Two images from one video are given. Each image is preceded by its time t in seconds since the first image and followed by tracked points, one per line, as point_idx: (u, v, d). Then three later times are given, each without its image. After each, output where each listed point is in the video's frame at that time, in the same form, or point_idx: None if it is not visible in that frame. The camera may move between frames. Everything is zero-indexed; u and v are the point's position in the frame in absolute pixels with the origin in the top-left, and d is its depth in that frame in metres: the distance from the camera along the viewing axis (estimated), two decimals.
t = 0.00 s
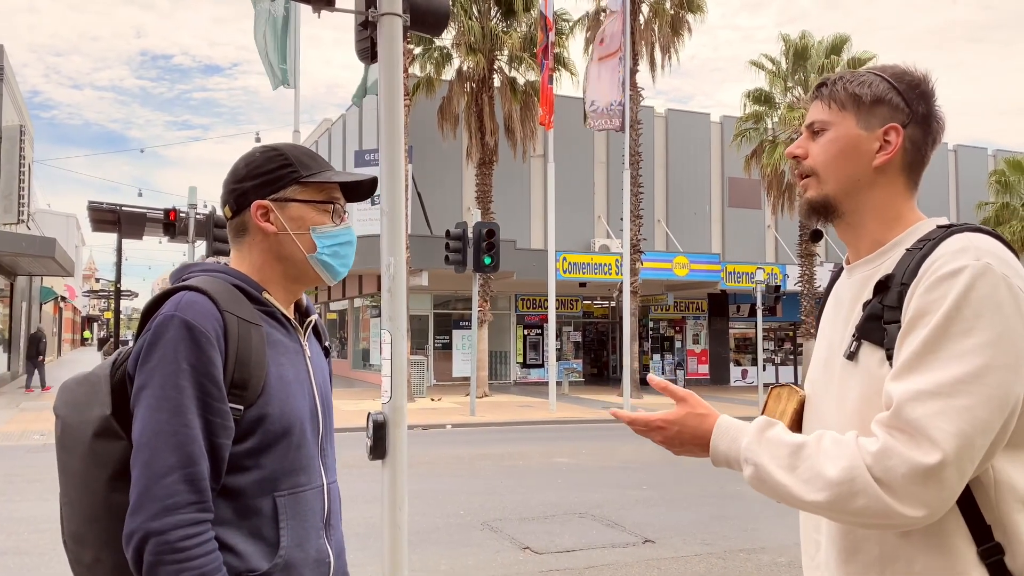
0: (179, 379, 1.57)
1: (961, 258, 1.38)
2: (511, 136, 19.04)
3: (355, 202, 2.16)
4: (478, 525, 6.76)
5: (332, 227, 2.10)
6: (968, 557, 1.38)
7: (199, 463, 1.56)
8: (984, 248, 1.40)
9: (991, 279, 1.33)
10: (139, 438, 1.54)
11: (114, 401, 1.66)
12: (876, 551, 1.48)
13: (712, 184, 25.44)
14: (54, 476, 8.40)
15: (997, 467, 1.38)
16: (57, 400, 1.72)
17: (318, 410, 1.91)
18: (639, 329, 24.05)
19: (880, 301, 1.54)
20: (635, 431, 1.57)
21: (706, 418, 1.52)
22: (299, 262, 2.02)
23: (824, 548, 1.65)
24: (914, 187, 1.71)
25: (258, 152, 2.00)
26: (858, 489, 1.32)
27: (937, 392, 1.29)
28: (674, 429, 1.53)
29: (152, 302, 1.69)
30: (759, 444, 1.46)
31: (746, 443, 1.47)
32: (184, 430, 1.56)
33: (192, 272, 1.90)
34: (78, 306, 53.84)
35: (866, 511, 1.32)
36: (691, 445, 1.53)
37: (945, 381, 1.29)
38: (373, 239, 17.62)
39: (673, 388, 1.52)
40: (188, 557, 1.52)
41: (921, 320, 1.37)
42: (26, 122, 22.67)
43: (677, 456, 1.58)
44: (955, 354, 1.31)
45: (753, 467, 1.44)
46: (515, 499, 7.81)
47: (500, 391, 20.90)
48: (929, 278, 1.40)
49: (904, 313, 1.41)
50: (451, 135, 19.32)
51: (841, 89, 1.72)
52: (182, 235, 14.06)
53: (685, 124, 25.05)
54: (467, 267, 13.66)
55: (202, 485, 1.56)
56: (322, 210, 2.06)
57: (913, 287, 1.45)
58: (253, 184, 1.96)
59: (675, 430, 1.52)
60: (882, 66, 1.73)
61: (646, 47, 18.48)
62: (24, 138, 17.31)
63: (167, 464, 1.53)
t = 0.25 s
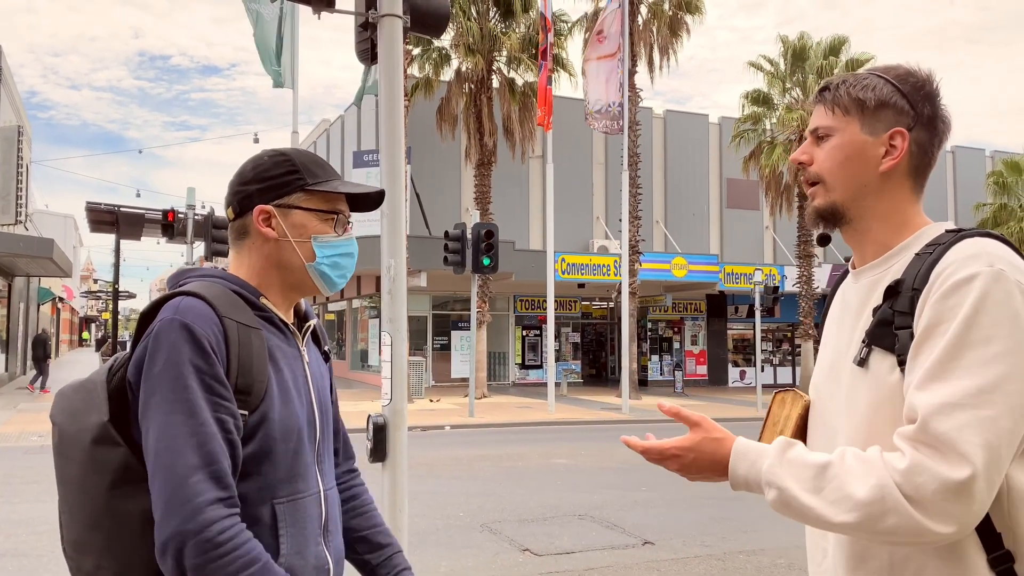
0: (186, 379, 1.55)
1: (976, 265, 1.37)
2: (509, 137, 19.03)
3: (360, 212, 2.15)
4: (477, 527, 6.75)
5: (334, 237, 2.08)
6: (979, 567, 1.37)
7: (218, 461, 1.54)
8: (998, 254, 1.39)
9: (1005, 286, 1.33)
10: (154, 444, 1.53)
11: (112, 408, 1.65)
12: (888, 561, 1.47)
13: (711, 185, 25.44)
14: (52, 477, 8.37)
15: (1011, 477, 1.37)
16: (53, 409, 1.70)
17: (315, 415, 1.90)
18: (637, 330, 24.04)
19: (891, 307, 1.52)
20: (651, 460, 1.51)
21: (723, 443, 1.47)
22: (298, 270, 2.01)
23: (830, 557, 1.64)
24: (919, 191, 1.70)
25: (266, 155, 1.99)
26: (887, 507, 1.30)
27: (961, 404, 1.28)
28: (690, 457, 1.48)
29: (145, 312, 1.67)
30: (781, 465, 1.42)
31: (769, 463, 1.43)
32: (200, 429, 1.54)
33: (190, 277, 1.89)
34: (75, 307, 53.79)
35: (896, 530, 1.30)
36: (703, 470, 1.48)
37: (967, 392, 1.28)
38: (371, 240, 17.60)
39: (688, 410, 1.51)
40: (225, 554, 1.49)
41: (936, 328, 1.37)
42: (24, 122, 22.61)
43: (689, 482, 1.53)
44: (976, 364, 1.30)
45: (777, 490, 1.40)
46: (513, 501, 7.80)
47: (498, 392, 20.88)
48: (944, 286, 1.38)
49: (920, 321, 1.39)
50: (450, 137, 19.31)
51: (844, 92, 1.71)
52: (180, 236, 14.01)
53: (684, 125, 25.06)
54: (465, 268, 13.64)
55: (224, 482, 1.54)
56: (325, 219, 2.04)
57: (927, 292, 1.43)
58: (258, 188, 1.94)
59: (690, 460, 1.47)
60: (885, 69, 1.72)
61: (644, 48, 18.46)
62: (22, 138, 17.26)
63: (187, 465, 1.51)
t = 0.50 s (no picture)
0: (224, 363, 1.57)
1: (992, 272, 1.36)
2: (508, 138, 19.02)
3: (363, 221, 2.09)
4: (477, 528, 6.73)
5: (334, 244, 2.04)
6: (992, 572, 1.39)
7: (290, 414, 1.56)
8: (1014, 261, 1.39)
9: None
10: (221, 426, 1.52)
11: (117, 406, 1.65)
12: (899, 568, 1.47)
13: (709, 186, 25.45)
14: (50, 479, 8.33)
15: None
16: (55, 405, 1.71)
17: (318, 417, 1.89)
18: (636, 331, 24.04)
19: (906, 312, 1.50)
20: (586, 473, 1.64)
21: (746, 463, 1.48)
22: (296, 276, 1.99)
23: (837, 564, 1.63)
24: (924, 196, 1.69)
25: (270, 158, 1.96)
26: (920, 523, 1.30)
27: (988, 415, 1.28)
28: (715, 480, 1.48)
29: (144, 327, 1.65)
30: (809, 483, 1.41)
31: (797, 483, 1.41)
32: (262, 393, 1.57)
33: (189, 281, 1.88)
34: (73, 307, 53.75)
35: (930, 545, 1.30)
36: (728, 490, 1.48)
37: (992, 403, 1.28)
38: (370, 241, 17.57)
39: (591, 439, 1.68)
40: (346, 469, 1.49)
41: (957, 337, 1.36)
42: (21, 123, 22.57)
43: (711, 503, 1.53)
44: (1003, 372, 1.29)
45: (804, 510, 1.39)
46: (512, 503, 7.77)
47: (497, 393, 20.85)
48: (961, 293, 1.37)
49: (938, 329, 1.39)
50: (448, 138, 19.30)
51: (847, 98, 1.70)
52: (179, 237, 13.93)
53: (682, 127, 25.07)
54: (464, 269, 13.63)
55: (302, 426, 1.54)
56: (325, 226, 2.00)
57: (945, 299, 1.42)
58: (259, 193, 1.92)
59: (719, 481, 1.46)
60: (889, 72, 1.71)
61: (643, 49, 18.46)
62: (19, 139, 17.22)
63: (264, 423, 1.51)
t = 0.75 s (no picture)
0: (243, 358, 1.57)
1: (1005, 276, 1.36)
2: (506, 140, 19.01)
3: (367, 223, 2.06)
4: (477, 531, 6.71)
5: (338, 248, 2.02)
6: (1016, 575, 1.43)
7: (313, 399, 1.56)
8: None
9: None
10: (248, 422, 1.52)
11: (130, 409, 1.64)
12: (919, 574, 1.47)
13: (708, 188, 25.46)
14: (49, 482, 8.31)
15: None
16: (65, 409, 1.70)
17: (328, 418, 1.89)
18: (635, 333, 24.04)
19: (916, 317, 1.50)
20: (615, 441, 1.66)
21: (786, 480, 1.48)
22: (299, 279, 1.98)
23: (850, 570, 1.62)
24: (925, 199, 1.68)
25: (274, 159, 1.94)
26: (961, 534, 1.29)
27: (1017, 423, 1.27)
28: (753, 496, 1.47)
29: (152, 332, 1.63)
30: (847, 497, 1.40)
31: (834, 499, 1.40)
32: (284, 382, 1.57)
33: (193, 284, 1.86)
34: (72, 309, 53.77)
35: (974, 557, 1.29)
36: (769, 509, 1.46)
37: (1018, 408, 1.28)
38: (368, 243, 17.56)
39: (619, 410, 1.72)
40: (377, 446, 1.50)
41: (976, 344, 1.35)
42: (19, 125, 22.55)
43: (757, 529, 1.51)
44: None
45: (845, 525, 1.38)
46: (512, 505, 7.76)
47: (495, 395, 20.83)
48: (975, 299, 1.36)
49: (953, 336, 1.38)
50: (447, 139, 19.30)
51: (844, 103, 1.69)
52: (178, 238, 13.79)
53: (681, 128, 25.09)
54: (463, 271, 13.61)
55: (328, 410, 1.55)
56: (328, 229, 1.98)
57: (956, 303, 1.41)
58: (263, 195, 1.91)
59: (752, 503, 1.46)
60: (884, 76, 1.70)
61: (641, 51, 18.48)
62: (18, 140, 17.19)
63: (291, 411, 1.52)
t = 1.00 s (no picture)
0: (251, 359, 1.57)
1: (1010, 279, 1.36)
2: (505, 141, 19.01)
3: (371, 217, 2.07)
4: (476, 533, 6.71)
5: (343, 243, 2.03)
6: None
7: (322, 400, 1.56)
8: None
9: None
10: (255, 423, 1.52)
11: (136, 410, 1.64)
12: None
13: (706, 190, 25.48)
14: (46, 484, 8.28)
15: None
16: (70, 410, 1.70)
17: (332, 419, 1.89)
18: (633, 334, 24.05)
19: (918, 321, 1.49)
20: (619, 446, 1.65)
21: (826, 479, 1.53)
22: (307, 276, 1.98)
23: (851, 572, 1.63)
24: (920, 201, 1.68)
25: (275, 162, 1.94)
26: (987, 535, 1.31)
27: None
28: (795, 493, 1.55)
29: (159, 331, 1.63)
30: (878, 499, 1.43)
31: (866, 499, 1.44)
32: (289, 383, 1.57)
33: (199, 285, 1.87)
34: (69, 311, 53.71)
35: (998, 560, 1.31)
36: (809, 505, 1.52)
37: None
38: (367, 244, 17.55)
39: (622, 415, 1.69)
40: (382, 448, 1.50)
41: (985, 350, 1.35)
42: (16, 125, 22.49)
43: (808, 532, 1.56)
44: None
45: (876, 524, 1.41)
46: (511, 507, 7.75)
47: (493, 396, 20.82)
48: (979, 304, 1.37)
49: (960, 342, 1.38)
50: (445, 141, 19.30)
51: (837, 107, 1.69)
52: (176, 240, 13.76)
53: (678, 130, 25.12)
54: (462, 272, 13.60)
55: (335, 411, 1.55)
56: (333, 223, 1.99)
57: (959, 305, 1.42)
58: (265, 195, 1.91)
59: (795, 498, 1.53)
60: (877, 79, 1.70)
61: (639, 53, 18.51)
62: (15, 142, 17.16)
63: (298, 412, 1.52)
